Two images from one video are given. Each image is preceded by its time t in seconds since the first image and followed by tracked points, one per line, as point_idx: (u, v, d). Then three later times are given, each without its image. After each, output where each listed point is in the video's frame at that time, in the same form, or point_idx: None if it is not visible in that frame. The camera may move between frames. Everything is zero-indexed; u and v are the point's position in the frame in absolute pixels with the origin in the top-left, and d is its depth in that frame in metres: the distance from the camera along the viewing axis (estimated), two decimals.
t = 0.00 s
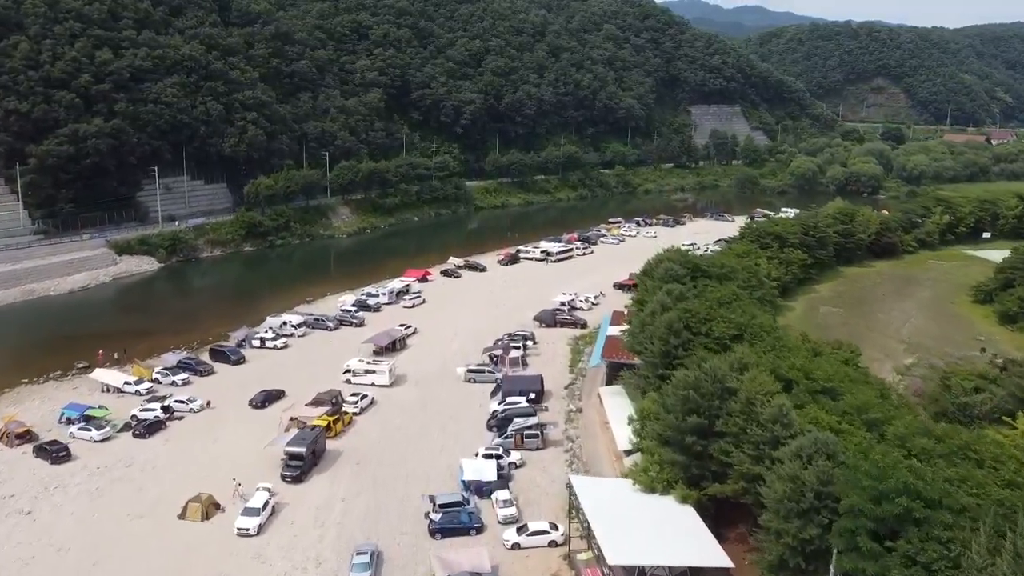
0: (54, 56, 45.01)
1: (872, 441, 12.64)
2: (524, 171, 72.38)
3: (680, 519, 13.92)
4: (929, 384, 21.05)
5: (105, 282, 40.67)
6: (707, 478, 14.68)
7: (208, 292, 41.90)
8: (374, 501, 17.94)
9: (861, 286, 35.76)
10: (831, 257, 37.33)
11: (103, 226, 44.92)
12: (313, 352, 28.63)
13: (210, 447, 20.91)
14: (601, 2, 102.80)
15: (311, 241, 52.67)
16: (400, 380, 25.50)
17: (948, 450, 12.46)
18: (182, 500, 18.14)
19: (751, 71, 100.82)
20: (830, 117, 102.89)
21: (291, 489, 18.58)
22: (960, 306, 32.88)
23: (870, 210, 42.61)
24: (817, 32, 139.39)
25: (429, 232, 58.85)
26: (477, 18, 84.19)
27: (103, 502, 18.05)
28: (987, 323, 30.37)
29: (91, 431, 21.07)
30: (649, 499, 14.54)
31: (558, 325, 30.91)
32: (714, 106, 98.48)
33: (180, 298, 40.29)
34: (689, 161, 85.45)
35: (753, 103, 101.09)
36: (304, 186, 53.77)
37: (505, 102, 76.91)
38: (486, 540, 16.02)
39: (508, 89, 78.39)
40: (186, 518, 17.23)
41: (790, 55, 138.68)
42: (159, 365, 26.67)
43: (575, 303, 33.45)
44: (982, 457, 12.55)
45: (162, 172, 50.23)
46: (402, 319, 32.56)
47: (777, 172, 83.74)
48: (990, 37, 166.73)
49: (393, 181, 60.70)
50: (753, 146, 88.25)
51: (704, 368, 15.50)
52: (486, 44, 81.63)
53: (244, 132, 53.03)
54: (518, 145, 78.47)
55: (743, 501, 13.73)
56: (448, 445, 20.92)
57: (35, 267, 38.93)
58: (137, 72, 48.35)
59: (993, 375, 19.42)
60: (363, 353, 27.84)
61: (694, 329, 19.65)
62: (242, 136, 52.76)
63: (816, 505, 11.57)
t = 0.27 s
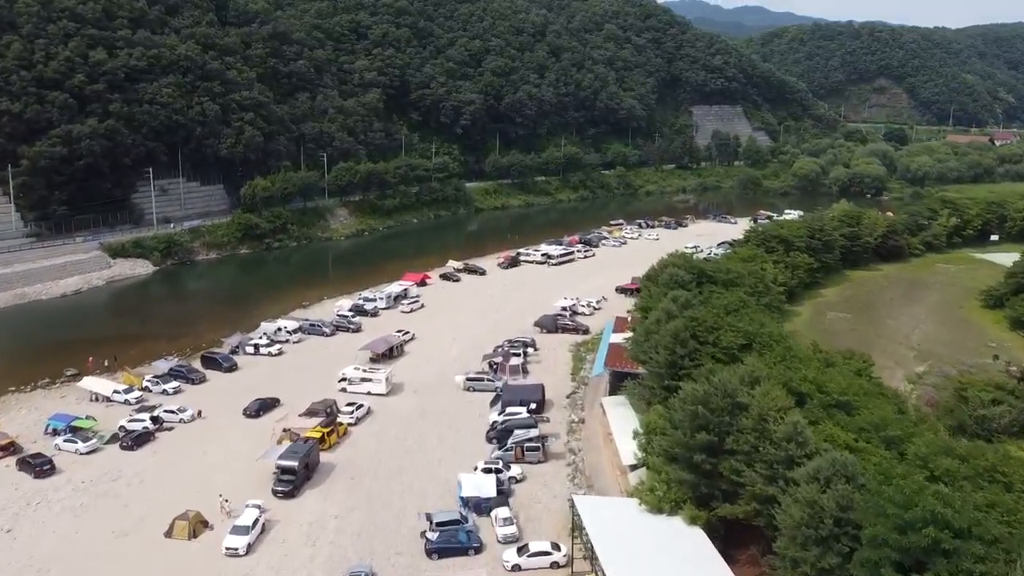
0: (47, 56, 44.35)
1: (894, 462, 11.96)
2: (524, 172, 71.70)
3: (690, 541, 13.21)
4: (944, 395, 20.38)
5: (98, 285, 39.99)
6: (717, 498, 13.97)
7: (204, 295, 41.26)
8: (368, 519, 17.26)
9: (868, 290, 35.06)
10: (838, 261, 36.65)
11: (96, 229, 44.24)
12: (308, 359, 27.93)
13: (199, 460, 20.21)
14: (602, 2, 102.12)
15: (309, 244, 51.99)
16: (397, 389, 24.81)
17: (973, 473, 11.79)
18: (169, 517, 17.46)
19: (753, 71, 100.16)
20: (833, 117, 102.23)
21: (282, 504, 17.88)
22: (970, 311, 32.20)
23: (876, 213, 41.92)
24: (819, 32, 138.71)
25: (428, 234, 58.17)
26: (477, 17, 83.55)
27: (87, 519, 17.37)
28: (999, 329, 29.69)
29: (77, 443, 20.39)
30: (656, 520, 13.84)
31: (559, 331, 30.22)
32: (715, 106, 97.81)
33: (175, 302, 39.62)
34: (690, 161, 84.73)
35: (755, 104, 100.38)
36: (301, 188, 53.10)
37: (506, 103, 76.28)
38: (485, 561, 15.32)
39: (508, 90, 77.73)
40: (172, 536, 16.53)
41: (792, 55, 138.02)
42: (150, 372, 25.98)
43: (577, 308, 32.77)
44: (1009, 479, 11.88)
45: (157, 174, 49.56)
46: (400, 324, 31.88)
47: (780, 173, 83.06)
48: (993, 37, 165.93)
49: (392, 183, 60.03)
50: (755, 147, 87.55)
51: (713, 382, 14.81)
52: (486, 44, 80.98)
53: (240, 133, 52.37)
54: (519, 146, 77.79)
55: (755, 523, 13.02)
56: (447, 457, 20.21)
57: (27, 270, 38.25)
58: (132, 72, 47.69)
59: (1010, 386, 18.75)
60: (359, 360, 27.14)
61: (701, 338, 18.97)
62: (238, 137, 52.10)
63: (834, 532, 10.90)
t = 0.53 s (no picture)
0: (40, 56, 43.67)
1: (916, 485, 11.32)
2: (525, 173, 71.00)
3: (699, 567, 12.50)
4: (958, 406, 19.70)
5: (91, 289, 39.28)
6: (728, 520, 13.26)
7: (201, 299, 40.60)
8: (362, 537, 16.58)
9: (875, 295, 34.37)
10: (844, 264, 35.96)
11: (90, 232, 43.57)
12: (303, 366, 27.25)
13: (189, 473, 19.52)
14: (603, 2, 101.40)
15: (306, 246, 51.30)
16: (393, 398, 24.11)
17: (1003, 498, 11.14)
18: (155, 535, 16.76)
19: (756, 71, 99.44)
20: (835, 118, 101.59)
21: (273, 521, 17.18)
22: (980, 317, 31.49)
23: (883, 215, 41.22)
24: (821, 32, 138.05)
25: (428, 236, 57.52)
26: (477, 17, 82.90)
27: (70, 537, 16.69)
28: (1010, 336, 28.98)
29: (62, 456, 19.71)
30: (663, 544, 13.16)
31: (561, 337, 29.57)
32: (717, 107, 97.10)
33: (170, 306, 38.95)
34: (692, 162, 84.02)
35: (757, 104, 99.66)
36: (299, 189, 52.44)
37: (506, 103, 75.62)
38: None
39: (508, 90, 77.05)
40: (157, 555, 15.84)
41: (793, 55, 137.38)
42: (141, 380, 25.31)
43: (578, 313, 32.10)
44: None
45: (153, 175, 48.87)
46: (397, 329, 31.19)
47: (783, 174, 82.34)
48: (995, 37, 165.22)
49: (391, 184, 59.35)
50: (757, 147, 86.86)
51: (723, 396, 14.12)
52: (486, 44, 80.28)
53: (237, 134, 51.67)
54: (520, 147, 77.11)
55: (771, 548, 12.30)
56: (445, 470, 19.51)
57: (18, 273, 37.55)
58: (127, 72, 47.01)
59: None
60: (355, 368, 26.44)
61: (708, 348, 18.30)
62: (235, 138, 51.43)
63: (857, 561, 10.24)
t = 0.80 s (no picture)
0: (33, 56, 43.00)
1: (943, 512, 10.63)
2: (525, 174, 70.34)
3: None
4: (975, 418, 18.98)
5: (84, 293, 38.59)
6: (740, 543, 12.56)
7: (196, 302, 39.92)
8: (356, 557, 15.90)
9: (883, 299, 33.65)
10: (851, 268, 35.27)
11: (84, 234, 42.90)
12: (298, 374, 26.55)
13: (177, 488, 18.84)
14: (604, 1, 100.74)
15: (303, 249, 50.61)
16: (390, 408, 23.41)
17: None
18: (140, 555, 16.08)
19: (757, 72, 98.78)
20: (837, 118, 100.96)
21: (263, 540, 16.50)
22: (991, 323, 30.79)
23: (889, 218, 40.54)
24: (823, 32, 137.42)
25: (427, 238, 56.82)
26: (476, 17, 82.26)
27: (51, 557, 16.00)
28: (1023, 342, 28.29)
29: (46, 469, 19.04)
30: (671, 570, 12.53)
31: (562, 343, 28.88)
32: (719, 107, 96.43)
33: (164, 310, 38.27)
34: (694, 163, 83.32)
35: (759, 104, 98.98)
36: (296, 191, 51.77)
37: (506, 104, 74.98)
38: None
39: (508, 90, 76.41)
40: None
41: (795, 56, 136.76)
42: (131, 389, 24.64)
43: (580, 318, 31.42)
44: None
45: (148, 177, 48.19)
46: (395, 335, 30.47)
47: (785, 175, 81.67)
48: (998, 37, 164.59)
49: (390, 185, 58.69)
50: (760, 148, 86.21)
51: (734, 413, 13.42)
52: (486, 44, 79.62)
53: (234, 135, 51.00)
54: (520, 147, 76.47)
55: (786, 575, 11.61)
56: (442, 485, 18.81)
57: (9, 277, 36.87)
58: (121, 72, 46.34)
59: None
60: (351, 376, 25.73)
61: (716, 359, 17.59)
62: (232, 139, 50.76)
63: None
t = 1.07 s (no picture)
0: (26, 56, 42.34)
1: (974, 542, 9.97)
2: (526, 175, 69.67)
3: None
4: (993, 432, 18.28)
5: (77, 297, 37.90)
6: (753, 571, 11.88)
7: (191, 306, 39.21)
8: None
9: (891, 304, 32.92)
10: (858, 272, 34.57)
11: (77, 237, 42.22)
12: (291, 382, 25.85)
13: (165, 504, 18.16)
14: (605, 1, 100.08)
15: (301, 251, 49.93)
16: (387, 418, 22.74)
17: None
18: None
19: (759, 72, 98.12)
20: (840, 119, 100.35)
21: (252, 560, 15.79)
22: (1002, 329, 30.08)
23: (896, 220, 39.85)
24: (825, 32, 136.82)
25: (426, 241, 56.13)
26: (477, 17, 81.64)
27: None
28: None
29: (29, 484, 18.35)
30: None
31: (564, 350, 28.20)
32: (721, 108, 95.76)
33: (159, 314, 37.57)
34: (696, 164, 82.62)
35: (761, 105, 98.29)
36: (294, 193, 51.11)
37: (506, 104, 74.35)
38: None
39: (508, 91, 75.76)
40: None
41: (796, 56, 136.17)
42: (120, 399, 23.96)
43: (582, 324, 30.74)
44: None
45: (143, 178, 47.52)
46: (392, 342, 29.80)
47: (788, 176, 81.00)
48: (1000, 37, 164.00)
49: (389, 187, 58.01)
50: (762, 149, 85.56)
51: (747, 431, 12.73)
52: (486, 44, 78.95)
53: (230, 136, 50.34)
54: (520, 148, 75.85)
55: None
56: (440, 500, 18.12)
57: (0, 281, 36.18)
58: (116, 72, 45.68)
59: None
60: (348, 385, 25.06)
61: (725, 370, 16.90)
62: (228, 140, 50.10)
63: None
